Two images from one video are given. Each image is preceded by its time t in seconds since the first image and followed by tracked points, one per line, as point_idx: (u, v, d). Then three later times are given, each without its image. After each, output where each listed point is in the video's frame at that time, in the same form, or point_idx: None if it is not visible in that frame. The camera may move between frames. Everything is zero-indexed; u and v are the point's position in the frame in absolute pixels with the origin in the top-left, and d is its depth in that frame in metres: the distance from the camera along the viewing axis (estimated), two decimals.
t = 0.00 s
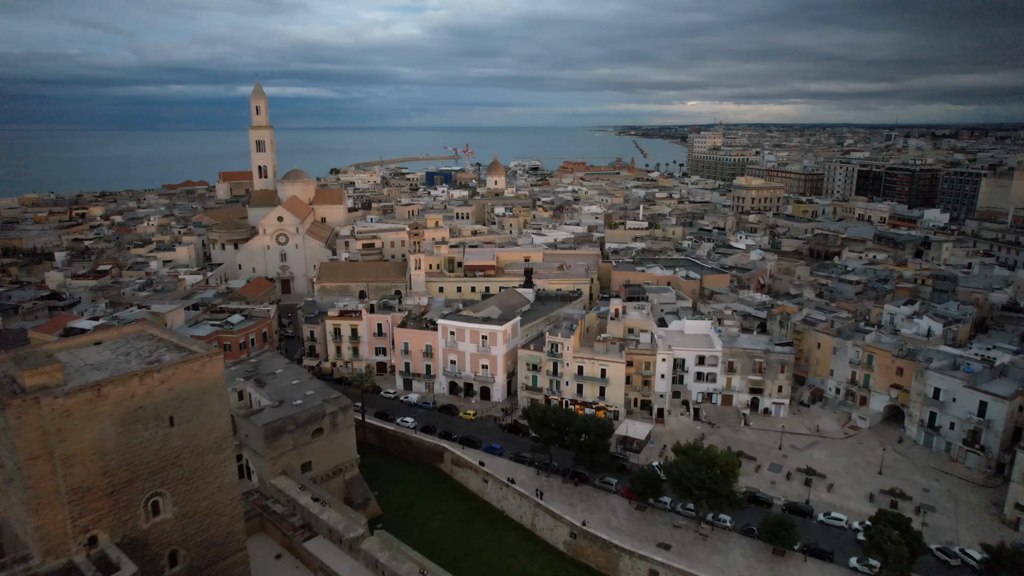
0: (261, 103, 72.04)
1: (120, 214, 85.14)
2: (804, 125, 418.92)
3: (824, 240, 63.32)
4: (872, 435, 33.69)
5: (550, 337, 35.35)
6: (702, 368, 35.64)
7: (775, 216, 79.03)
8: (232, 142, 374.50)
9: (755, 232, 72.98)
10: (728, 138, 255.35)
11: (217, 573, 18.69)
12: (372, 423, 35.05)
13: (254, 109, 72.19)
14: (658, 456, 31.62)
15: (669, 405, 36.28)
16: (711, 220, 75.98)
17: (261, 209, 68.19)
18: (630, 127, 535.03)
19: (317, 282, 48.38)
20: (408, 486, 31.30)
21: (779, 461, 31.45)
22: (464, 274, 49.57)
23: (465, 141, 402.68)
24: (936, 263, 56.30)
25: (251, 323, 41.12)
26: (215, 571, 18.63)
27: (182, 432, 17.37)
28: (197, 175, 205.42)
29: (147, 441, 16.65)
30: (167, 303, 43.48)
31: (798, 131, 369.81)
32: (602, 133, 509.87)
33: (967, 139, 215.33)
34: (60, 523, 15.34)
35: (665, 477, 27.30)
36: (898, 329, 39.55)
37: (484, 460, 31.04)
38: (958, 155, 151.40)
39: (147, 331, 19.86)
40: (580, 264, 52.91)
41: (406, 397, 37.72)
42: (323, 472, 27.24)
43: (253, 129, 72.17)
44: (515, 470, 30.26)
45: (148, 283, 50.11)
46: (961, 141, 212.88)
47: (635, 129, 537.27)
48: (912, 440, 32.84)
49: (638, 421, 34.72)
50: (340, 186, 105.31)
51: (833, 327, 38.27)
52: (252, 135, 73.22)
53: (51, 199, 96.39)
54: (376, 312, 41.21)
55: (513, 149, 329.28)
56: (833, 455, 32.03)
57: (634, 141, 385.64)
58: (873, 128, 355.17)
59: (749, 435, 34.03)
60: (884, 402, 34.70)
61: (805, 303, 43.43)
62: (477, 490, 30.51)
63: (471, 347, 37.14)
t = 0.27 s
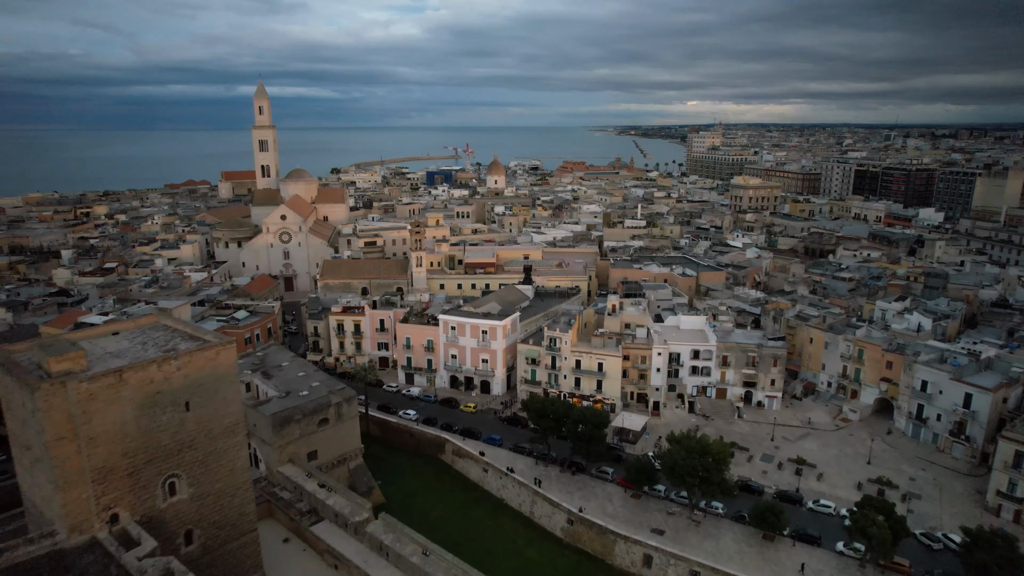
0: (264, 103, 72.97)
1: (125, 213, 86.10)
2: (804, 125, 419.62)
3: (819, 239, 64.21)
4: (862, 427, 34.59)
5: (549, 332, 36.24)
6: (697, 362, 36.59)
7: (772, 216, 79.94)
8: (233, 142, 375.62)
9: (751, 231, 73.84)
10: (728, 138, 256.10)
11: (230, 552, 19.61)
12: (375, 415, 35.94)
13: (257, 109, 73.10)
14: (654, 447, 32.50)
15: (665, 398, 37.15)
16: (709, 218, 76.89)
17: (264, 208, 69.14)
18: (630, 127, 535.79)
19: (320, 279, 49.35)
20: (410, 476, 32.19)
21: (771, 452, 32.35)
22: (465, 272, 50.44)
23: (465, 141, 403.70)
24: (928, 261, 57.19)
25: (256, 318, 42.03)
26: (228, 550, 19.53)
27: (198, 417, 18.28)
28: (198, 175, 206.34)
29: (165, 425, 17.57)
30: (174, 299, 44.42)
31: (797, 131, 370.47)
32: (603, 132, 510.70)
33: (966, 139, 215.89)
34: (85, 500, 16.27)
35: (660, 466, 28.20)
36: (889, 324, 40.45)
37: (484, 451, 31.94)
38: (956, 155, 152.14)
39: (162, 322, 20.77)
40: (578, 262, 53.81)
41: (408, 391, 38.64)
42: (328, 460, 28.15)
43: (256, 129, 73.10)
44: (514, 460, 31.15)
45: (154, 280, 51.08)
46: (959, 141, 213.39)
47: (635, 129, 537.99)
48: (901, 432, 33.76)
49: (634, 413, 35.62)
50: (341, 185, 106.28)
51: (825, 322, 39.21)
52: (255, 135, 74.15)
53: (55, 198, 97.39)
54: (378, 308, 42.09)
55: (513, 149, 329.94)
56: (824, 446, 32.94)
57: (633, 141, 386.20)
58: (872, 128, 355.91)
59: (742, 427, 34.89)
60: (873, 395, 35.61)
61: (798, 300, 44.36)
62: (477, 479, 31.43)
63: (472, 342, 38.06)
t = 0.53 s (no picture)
0: (266, 103, 73.73)
1: (128, 212, 86.95)
2: (803, 125, 420.17)
3: (815, 238, 65.03)
4: (854, 420, 35.41)
5: (547, 327, 37.03)
6: (692, 357, 37.31)
7: (769, 215, 80.70)
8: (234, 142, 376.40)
9: (749, 230, 74.66)
10: (727, 138, 256.83)
11: (240, 535, 20.41)
12: (378, 409, 36.75)
13: (259, 109, 73.88)
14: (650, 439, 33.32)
15: (661, 392, 37.92)
16: (707, 217, 77.69)
17: (267, 207, 69.99)
18: (630, 127, 536.39)
19: (323, 277, 50.21)
20: (412, 467, 33.01)
21: (764, 444, 33.15)
22: (465, 269, 51.26)
23: (465, 141, 404.32)
24: (922, 259, 58.02)
25: (260, 314, 42.84)
26: (238, 533, 20.33)
27: (210, 405, 19.09)
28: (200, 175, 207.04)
29: (179, 412, 18.40)
30: (180, 296, 45.28)
31: (797, 131, 371.06)
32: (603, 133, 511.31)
33: (965, 139, 216.26)
34: (104, 482, 17.08)
35: (655, 456, 28.99)
36: (882, 320, 41.22)
37: (484, 443, 32.74)
38: (953, 155, 152.85)
39: (174, 315, 21.54)
40: (577, 260, 54.62)
41: (409, 385, 39.45)
42: (332, 451, 28.95)
43: (259, 129, 73.89)
44: (514, 451, 31.96)
45: (159, 278, 51.92)
46: (958, 141, 213.84)
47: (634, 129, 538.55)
48: (891, 425, 34.58)
49: (631, 407, 36.42)
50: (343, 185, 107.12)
51: (818, 318, 40.05)
52: (258, 134, 74.98)
53: (58, 197, 98.25)
54: (380, 305, 42.91)
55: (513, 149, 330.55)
56: (816, 438, 33.75)
57: (633, 141, 386.57)
58: (872, 127, 356.45)
59: (737, 420, 35.71)
60: (865, 389, 36.43)
61: (793, 296, 45.18)
62: (477, 470, 32.25)
63: (472, 337, 38.86)
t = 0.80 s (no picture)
0: (269, 104, 74.62)
1: (132, 211, 87.76)
2: (803, 125, 421.05)
3: (810, 236, 65.93)
4: (845, 413, 36.31)
5: (546, 322, 37.95)
6: (688, 352, 38.11)
7: (767, 214, 81.62)
8: (234, 141, 377.07)
9: (746, 228, 75.61)
10: (727, 138, 257.74)
11: (250, 518, 21.30)
12: (380, 402, 37.64)
13: (262, 109, 74.78)
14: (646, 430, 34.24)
15: (657, 386, 38.78)
16: (704, 216, 78.62)
17: (270, 206, 70.94)
18: (629, 127, 537.28)
19: (326, 274, 51.11)
20: (414, 458, 33.92)
21: (757, 435, 34.06)
22: (466, 267, 52.16)
23: (465, 141, 405.53)
24: (915, 257, 58.98)
25: (265, 311, 43.73)
26: (249, 516, 21.26)
27: (222, 391, 19.99)
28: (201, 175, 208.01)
29: (193, 398, 19.30)
30: (186, 293, 46.19)
31: (796, 131, 371.93)
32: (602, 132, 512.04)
33: (964, 139, 217.02)
34: (123, 465, 17.98)
35: (650, 446, 29.87)
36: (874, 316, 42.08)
37: (484, 434, 33.64)
38: (950, 155, 153.72)
39: (186, 307, 22.40)
40: (576, 257, 55.53)
41: (411, 379, 40.37)
42: (337, 441, 29.84)
43: (262, 129, 74.75)
44: (513, 442, 32.86)
45: (165, 275, 52.84)
46: (956, 141, 214.61)
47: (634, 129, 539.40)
48: (881, 417, 35.48)
49: (628, 400, 37.33)
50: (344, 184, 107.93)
51: (810, 314, 40.97)
52: (261, 134, 75.91)
53: (62, 196, 99.27)
54: (383, 301, 43.82)
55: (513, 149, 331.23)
56: (807, 430, 34.66)
57: (633, 141, 387.37)
58: (871, 128, 357.37)
59: (731, 413, 36.60)
60: (856, 383, 37.32)
61: (787, 293, 46.08)
62: (478, 460, 33.14)
63: (473, 332, 39.77)
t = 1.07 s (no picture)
0: (272, 104, 75.49)
1: (135, 209, 88.58)
2: (802, 125, 421.76)
3: (806, 235, 66.83)
4: (837, 406, 37.18)
5: (545, 318, 38.85)
6: (683, 346, 39.01)
7: (764, 212, 82.50)
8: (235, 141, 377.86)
9: (743, 227, 76.54)
10: (727, 138, 258.43)
11: (260, 502, 22.26)
12: (383, 396, 38.53)
13: (265, 109, 75.65)
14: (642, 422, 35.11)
15: (654, 380, 39.65)
16: (702, 214, 79.52)
17: (273, 205, 71.84)
18: (629, 127, 537.93)
19: (329, 271, 51.98)
20: (416, 449, 34.79)
21: (750, 427, 34.95)
22: (466, 265, 53.05)
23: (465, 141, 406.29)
24: (909, 255, 59.82)
25: (270, 307, 44.63)
26: (259, 500, 22.20)
27: (234, 380, 20.89)
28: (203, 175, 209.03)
29: (207, 385, 20.20)
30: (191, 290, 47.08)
31: (795, 131, 372.63)
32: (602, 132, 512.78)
33: (963, 140, 217.66)
34: (141, 449, 18.89)
35: (646, 436, 30.72)
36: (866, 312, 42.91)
37: (485, 426, 34.52)
38: (948, 155, 154.36)
39: (198, 301, 23.28)
40: (575, 255, 56.42)
41: (413, 373, 41.28)
42: (342, 432, 30.74)
43: (265, 129, 75.65)
44: (513, 434, 33.75)
45: (170, 273, 53.74)
46: (956, 141, 215.13)
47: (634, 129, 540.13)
48: (872, 410, 36.35)
49: (625, 393, 38.20)
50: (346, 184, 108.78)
51: (804, 310, 41.86)
52: (264, 134, 76.83)
53: (65, 195, 100.11)
54: (385, 297, 44.73)
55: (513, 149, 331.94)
56: (799, 422, 35.55)
57: (633, 141, 388.01)
58: (870, 128, 357.98)
59: (725, 406, 37.50)
60: (848, 377, 38.19)
61: (781, 290, 46.98)
62: (478, 451, 34.01)
63: (473, 328, 40.68)
